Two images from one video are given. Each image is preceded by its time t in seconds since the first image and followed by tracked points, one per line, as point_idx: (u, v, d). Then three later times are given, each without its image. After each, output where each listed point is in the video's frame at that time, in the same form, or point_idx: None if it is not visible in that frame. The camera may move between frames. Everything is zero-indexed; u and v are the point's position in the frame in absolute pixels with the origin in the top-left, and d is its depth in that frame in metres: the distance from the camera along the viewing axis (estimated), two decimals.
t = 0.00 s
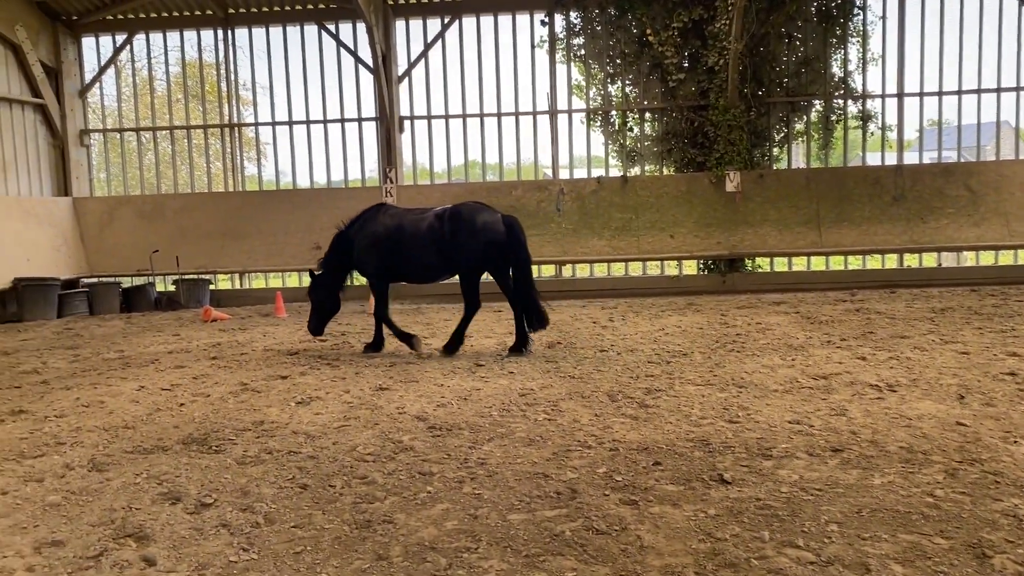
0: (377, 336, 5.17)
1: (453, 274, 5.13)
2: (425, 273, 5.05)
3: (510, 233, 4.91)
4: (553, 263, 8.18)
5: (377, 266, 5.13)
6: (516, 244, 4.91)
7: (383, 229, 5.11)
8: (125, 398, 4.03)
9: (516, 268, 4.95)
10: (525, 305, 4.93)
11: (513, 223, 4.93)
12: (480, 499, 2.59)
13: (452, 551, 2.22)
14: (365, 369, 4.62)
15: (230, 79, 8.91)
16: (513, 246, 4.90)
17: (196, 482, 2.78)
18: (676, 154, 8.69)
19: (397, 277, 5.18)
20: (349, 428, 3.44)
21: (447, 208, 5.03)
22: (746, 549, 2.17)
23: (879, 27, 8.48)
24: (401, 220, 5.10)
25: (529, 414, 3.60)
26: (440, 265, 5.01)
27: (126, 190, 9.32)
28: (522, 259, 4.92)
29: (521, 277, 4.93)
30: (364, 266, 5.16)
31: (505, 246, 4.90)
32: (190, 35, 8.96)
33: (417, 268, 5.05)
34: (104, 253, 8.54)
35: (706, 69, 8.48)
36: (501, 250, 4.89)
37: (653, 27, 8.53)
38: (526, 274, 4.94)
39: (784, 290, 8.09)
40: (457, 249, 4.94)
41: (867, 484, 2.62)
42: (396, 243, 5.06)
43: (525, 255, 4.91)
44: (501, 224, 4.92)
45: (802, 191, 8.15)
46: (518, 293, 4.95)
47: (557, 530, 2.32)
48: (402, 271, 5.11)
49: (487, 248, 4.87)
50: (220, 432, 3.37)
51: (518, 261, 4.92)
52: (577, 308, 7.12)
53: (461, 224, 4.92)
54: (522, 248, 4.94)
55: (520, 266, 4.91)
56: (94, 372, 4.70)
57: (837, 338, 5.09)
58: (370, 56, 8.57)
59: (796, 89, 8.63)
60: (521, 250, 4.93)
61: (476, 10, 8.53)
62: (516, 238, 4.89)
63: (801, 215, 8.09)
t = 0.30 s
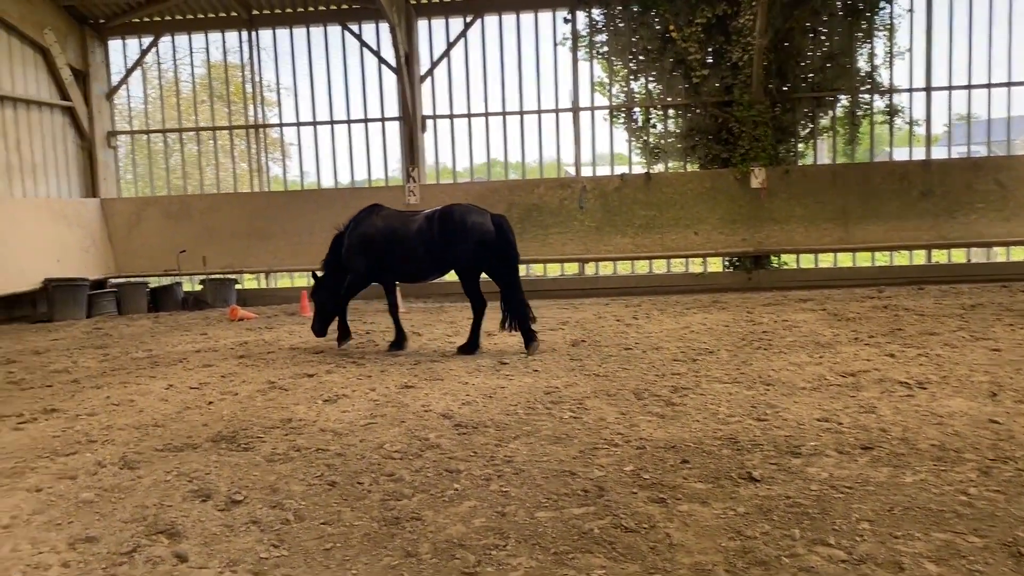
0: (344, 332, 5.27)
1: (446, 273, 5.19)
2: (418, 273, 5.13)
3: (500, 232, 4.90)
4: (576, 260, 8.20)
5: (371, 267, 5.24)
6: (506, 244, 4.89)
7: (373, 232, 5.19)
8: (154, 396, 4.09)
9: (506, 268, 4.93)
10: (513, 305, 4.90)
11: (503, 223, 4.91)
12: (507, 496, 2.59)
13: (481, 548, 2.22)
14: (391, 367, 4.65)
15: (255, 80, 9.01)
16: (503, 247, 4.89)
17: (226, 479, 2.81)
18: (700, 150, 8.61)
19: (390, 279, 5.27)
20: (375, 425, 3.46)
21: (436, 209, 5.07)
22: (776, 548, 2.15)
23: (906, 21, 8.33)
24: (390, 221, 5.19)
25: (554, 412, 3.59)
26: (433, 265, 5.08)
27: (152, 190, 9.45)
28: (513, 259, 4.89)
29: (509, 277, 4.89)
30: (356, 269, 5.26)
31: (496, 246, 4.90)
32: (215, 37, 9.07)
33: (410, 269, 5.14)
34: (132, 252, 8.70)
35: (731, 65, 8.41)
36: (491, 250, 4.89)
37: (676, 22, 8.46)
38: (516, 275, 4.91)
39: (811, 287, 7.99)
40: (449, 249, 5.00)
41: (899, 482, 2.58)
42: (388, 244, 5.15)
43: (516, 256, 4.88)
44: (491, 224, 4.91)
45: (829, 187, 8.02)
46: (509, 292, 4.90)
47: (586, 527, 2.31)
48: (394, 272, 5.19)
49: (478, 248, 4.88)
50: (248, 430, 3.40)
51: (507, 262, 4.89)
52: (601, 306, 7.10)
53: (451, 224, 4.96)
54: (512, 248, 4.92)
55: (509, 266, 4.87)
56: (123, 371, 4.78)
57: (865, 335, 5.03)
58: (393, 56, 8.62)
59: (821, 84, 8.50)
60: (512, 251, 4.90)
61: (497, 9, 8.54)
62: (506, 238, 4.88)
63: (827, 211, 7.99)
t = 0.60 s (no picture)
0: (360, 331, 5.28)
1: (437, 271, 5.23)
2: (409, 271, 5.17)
3: (487, 229, 4.94)
4: (597, 258, 8.12)
5: (364, 266, 5.29)
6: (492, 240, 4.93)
7: (365, 230, 5.26)
8: (180, 394, 4.13)
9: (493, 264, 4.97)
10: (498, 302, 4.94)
11: (490, 220, 4.95)
12: (533, 493, 2.58)
13: (507, 545, 2.21)
14: (414, 365, 4.66)
15: (277, 80, 9.07)
16: (490, 243, 4.94)
17: (252, 477, 2.83)
18: (723, 146, 8.53)
19: (383, 277, 5.32)
20: (400, 422, 3.47)
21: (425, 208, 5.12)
22: (805, 546, 2.12)
23: (933, 14, 8.18)
24: (381, 220, 5.24)
25: (579, 409, 3.58)
26: (423, 263, 5.12)
27: (176, 190, 9.56)
28: (499, 255, 4.93)
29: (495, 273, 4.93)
30: (349, 267, 5.33)
31: (482, 242, 4.95)
32: (237, 37, 9.15)
33: (401, 267, 5.18)
34: (157, 253, 8.79)
35: (754, 59, 8.31)
36: (477, 247, 4.94)
37: (699, 18, 8.40)
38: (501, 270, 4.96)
39: (836, 284, 7.88)
40: (438, 246, 5.04)
41: (929, 481, 2.53)
42: (379, 243, 5.20)
43: (501, 253, 4.92)
44: (479, 221, 4.96)
45: (854, 183, 7.92)
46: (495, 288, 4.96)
47: (612, 525, 2.30)
48: (386, 271, 5.24)
49: (465, 245, 4.93)
50: (274, 427, 3.43)
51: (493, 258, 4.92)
52: (624, 303, 7.06)
53: (440, 222, 5.01)
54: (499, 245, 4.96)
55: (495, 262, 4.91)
56: (150, 369, 4.84)
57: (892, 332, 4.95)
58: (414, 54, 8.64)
59: (846, 79, 8.37)
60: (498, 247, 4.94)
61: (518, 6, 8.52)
62: (492, 234, 4.92)
63: (851, 207, 7.87)
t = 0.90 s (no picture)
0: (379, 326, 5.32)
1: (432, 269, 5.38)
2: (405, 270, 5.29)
3: (483, 228, 5.10)
4: (618, 255, 8.08)
5: (362, 265, 5.37)
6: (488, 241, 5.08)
7: (363, 229, 5.34)
8: (205, 391, 4.18)
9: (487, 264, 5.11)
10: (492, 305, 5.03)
11: (486, 219, 5.11)
12: (555, 489, 2.58)
13: (530, 541, 2.21)
14: (435, 361, 4.68)
15: (298, 79, 9.14)
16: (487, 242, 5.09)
17: (277, 472, 2.86)
18: (745, 142, 8.45)
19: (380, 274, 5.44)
20: (423, 419, 3.48)
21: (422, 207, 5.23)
22: (831, 543, 2.09)
23: (958, 5, 8.02)
24: (379, 218, 5.33)
25: (601, 406, 3.57)
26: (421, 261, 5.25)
27: (198, 188, 9.67)
28: (494, 255, 5.09)
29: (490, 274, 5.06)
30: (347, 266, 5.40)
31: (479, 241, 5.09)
32: (259, 36, 9.23)
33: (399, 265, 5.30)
34: (180, 251, 8.89)
35: (776, 54, 8.21)
36: (474, 247, 5.08)
37: (720, 13, 8.31)
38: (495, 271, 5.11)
39: (860, 280, 7.78)
40: (435, 245, 5.19)
41: (957, 477, 2.48)
42: (379, 242, 5.30)
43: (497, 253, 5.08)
44: (475, 220, 5.11)
45: (878, 178, 7.81)
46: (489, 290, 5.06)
47: (635, 521, 2.29)
48: (385, 268, 5.36)
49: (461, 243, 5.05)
50: (298, 423, 3.46)
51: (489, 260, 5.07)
52: (645, 300, 7.02)
53: (438, 221, 5.13)
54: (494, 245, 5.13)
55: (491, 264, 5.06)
56: (175, 366, 4.90)
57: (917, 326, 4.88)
58: (433, 51, 8.66)
59: (869, 72, 8.23)
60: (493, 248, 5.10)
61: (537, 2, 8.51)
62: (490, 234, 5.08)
63: (875, 202, 7.76)
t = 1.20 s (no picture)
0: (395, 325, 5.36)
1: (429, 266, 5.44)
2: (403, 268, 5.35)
3: (479, 224, 5.21)
4: (637, 253, 8.03)
5: (360, 264, 5.39)
6: (485, 236, 5.20)
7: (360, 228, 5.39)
8: (227, 389, 4.22)
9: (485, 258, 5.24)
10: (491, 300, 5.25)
11: (482, 216, 5.22)
12: (577, 487, 2.57)
13: (552, 538, 2.21)
14: (455, 360, 4.69)
15: (319, 79, 9.21)
16: (483, 237, 5.20)
17: (300, 469, 2.88)
18: (766, 139, 8.37)
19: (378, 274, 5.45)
20: (443, 417, 3.49)
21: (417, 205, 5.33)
22: (856, 541, 2.06)
23: None
24: (377, 217, 5.38)
25: (622, 404, 3.56)
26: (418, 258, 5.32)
27: (220, 188, 9.78)
28: (492, 250, 5.22)
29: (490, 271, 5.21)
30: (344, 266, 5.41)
31: (475, 237, 5.20)
32: (280, 37, 9.31)
33: (397, 263, 5.36)
34: (204, 251, 8.99)
35: (798, 51, 8.12)
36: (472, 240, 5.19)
37: (740, 10, 8.23)
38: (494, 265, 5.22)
39: (883, 278, 7.67)
40: (432, 241, 5.27)
41: (984, 476, 2.44)
42: (376, 240, 5.34)
43: (496, 248, 5.21)
44: (470, 217, 5.23)
45: (902, 175, 7.69)
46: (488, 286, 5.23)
47: (658, 520, 2.27)
48: (382, 267, 5.39)
49: (458, 239, 5.17)
50: (320, 421, 3.49)
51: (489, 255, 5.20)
52: (665, 299, 6.97)
53: (434, 218, 5.24)
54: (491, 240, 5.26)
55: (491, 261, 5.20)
56: (198, 365, 4.95)
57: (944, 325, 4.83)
58: (453, 51, 8.68)
59: (892, 69, 8.08)
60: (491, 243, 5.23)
61: None
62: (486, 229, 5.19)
63: (898, 199, 7.64)
